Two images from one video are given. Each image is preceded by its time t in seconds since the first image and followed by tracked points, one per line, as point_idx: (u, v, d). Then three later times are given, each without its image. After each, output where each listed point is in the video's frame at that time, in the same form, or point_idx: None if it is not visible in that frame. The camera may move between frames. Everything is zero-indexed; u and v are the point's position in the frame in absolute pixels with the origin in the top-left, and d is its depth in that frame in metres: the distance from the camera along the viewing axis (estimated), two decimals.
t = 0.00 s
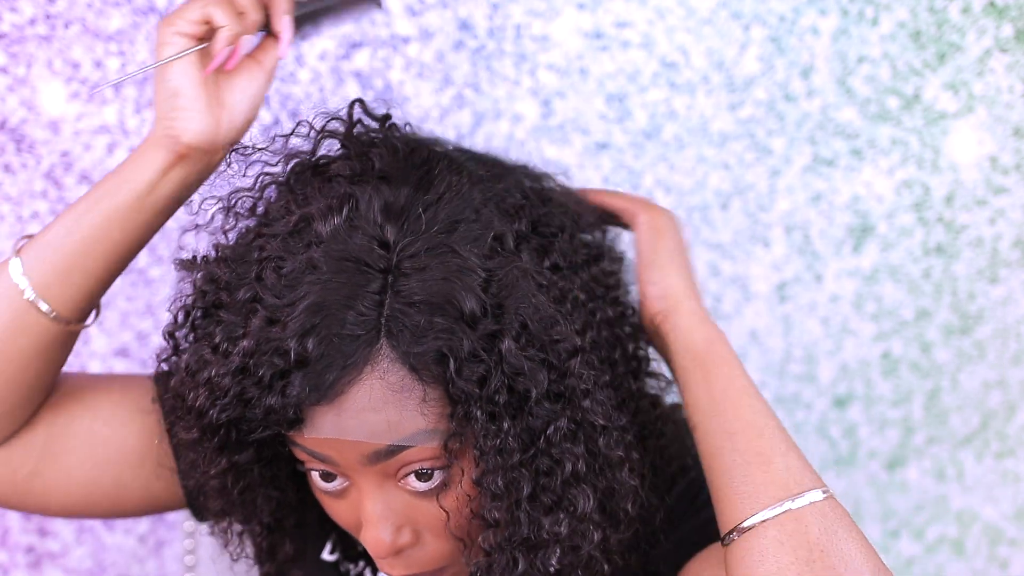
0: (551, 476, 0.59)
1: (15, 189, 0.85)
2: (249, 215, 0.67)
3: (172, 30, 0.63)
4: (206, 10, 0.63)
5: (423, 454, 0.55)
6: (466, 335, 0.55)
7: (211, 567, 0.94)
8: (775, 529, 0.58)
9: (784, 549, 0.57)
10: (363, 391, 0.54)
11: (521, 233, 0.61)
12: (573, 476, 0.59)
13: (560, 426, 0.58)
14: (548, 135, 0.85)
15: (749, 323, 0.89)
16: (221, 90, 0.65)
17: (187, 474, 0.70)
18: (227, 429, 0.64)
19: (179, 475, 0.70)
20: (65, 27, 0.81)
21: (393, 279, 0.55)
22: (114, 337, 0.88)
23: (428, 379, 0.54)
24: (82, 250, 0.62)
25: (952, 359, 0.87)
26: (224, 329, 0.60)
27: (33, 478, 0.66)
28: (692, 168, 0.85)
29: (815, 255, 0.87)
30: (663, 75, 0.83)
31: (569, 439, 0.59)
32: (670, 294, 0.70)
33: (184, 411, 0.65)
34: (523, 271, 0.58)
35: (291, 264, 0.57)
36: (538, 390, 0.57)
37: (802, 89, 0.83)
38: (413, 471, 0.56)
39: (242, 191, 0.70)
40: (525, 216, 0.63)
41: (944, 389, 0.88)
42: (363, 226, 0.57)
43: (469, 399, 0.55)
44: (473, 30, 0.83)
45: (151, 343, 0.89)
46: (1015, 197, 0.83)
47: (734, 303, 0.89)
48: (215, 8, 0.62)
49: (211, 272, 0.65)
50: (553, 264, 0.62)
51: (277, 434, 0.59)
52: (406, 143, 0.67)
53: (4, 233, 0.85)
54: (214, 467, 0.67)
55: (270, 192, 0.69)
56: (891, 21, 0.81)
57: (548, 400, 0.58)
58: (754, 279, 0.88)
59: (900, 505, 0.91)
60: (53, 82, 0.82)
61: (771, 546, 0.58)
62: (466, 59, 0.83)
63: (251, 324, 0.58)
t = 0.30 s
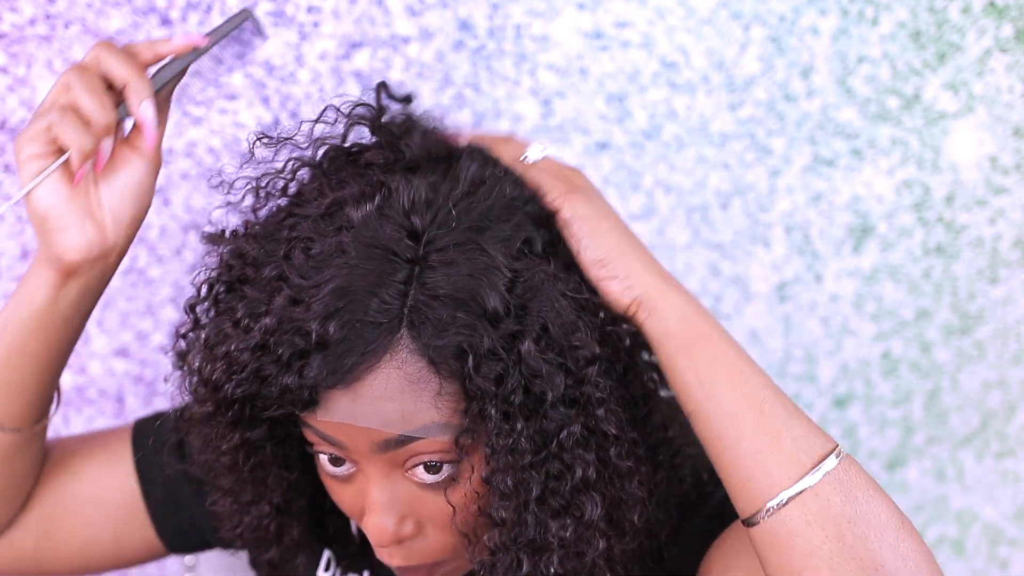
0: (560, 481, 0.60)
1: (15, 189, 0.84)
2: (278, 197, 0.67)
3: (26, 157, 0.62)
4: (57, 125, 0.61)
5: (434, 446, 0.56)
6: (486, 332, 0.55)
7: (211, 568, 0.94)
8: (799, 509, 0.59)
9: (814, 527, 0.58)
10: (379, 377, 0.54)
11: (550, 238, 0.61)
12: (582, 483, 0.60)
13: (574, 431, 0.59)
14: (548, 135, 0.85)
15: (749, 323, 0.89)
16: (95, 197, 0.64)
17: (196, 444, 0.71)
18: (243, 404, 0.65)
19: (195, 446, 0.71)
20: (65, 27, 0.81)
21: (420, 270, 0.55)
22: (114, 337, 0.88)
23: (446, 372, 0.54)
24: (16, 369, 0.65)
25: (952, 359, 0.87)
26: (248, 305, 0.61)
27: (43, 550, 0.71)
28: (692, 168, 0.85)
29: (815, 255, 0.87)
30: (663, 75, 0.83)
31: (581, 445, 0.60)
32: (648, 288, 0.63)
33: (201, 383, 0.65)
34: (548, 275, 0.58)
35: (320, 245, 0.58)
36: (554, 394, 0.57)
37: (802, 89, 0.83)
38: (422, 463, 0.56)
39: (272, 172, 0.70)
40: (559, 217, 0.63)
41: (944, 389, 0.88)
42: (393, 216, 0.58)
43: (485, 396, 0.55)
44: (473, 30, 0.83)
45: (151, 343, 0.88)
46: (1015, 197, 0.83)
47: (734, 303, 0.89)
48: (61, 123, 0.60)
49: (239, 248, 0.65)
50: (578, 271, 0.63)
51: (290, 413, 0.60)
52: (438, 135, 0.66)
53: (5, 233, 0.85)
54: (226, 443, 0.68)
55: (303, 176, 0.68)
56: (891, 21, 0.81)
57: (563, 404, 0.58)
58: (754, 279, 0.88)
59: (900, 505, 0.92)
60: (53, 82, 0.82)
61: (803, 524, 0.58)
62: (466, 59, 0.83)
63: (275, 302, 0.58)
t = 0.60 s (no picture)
0: (546, 474, 0.59)
1: (15, 189, 0.85)
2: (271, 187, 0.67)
3: None
4: None
5: (419, 437, 0.55)
6: (473, 322, 0.55)
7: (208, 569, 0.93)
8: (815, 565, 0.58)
9: None
10: (366, 363, 0.54)
11: (541, 232, 0.61)
12: (567, 477, 0.59)
13: (559, 425, 0.59)
14: (548, 134, 0.85)
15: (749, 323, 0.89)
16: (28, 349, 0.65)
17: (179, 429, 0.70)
18: (229, 388, 0.64)
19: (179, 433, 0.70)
20: (65, 27, 0.81)
21: (409, 259, 0.55)
22: (114, 337, 0.88)
23: (432, 361, 0.54)
24: None
25: (952, 359, 0.87)
26: (236, 290, 0.60)
27: None
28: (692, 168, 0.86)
29: (814, 255, 0.87)
30: (663, 75, 0.83)
31: (567, 440, 0.59)
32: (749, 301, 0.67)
33: (185, 368, 0.65)
34: (539, 269, 0.58)
35: (310, 231, 0.58)
36: (539, 385, 0.57)
37: (802, 89, 0.83)
38: (406, 453, 0.56)
39: (265, 165, 0.70)
40: (554, 213, 0.63)
41: (944, 389, 0.88)
42: (384, 204, 0.58)
43: (471, 386, 0.55)
44: (473, 30, 0.83)
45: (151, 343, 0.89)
46: (1015, 197, 0.83)
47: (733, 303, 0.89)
48: None
49: (229, 235, 0.65)
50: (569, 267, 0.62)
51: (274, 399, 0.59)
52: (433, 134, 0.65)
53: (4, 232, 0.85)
54: (209, 430, 0.66)
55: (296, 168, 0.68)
56: (891, 21, 0.81)
57: (549, 397, 0.58)
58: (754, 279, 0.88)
59: (900, 505, 0.91)
60: (53, 82, 0.82)
61: None
62: (466, 59, 0.83)
63: (263, 286, 0.58)
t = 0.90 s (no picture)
0: (544, 492, 0.58)
1: (15, 189, 0.84)
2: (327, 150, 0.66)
3: None
4: None
5: (413, 426, 0.54)
6: (500, 325, 0.55)
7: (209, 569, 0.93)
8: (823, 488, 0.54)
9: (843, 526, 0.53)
10: (379, 337, 0.54)
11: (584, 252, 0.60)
12: (565, 499, 0.59)
13: (567, 444, 0.58)
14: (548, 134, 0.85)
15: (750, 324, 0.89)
16: None
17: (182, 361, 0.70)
18: (241, 332, 0.63)
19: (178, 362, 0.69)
20: (65, 27, 0.81)
21: (453, 246, 0.55)
22: (114, 337, 0.88)
23: (449, 352, 0.54)
24: None
25: (952, 359, 0.87)
26: (274, 235, 0.60)
27: None
28: (692, 168, 0.85)
29: (815, 255, 0.86)
30: (663, 75, 0.83)
31: (571, 462, 0.59)
32: (636, 249, 0.58)
33: (205, 300, 0.64)
34: (576, 286, 0.58)
35: (364, 193, 0.57)
36: (552, 402, 0.57)
37: (802, 89, 0.83)
38: (396, 441, 0.55)
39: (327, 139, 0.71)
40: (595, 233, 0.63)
41: (944, 389, 0.88)
42: (441, 189, 0.57)
43: (482, 386, 0.55)
44: (473, 30, 0.83)
45: (152, 343, 0.88)
46: (1015, 197, 0.83)
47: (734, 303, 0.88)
48: None
49: (281, 182, 0.64)
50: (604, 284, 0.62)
51: (281, 352, 0.58)
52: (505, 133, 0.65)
53: (4, 233, 0.85)
54: (212, 369, 0.65)
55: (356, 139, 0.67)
56: (891, 21, 0.81)
57: (560, 416, 0.58)
58: (754, 279, 0.88)
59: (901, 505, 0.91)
60: (53, 81, 0.82)
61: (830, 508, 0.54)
62: (466, 59, 0.83)
63: (301, 237, 0.57)
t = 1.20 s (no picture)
0: (532, 475, 0.58)
1: (15, 189, 0.84)
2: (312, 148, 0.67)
3: None
4: None
5: (398, 414, 0.55)
6: (481, 311, 0.55)
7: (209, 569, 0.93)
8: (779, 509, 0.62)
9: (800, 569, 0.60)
10: (362, 325, 0.54)
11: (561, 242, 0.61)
12: (553, 482, 0.59)
13: (553, 427, 0.58)
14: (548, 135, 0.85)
15: (749, 324, 0.89)
16: None
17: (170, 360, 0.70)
18: (225, 327, 0.63)
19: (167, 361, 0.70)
20: (65, 27, 0.81)
21: (431, 233, 0.55)
22: (114, 338, 0.88)
23: (431, 337, 0.54)
24: None
25: (952, 359, 0.87)
26: (255, 228, 0.60)
27: None
28: (692, 168, 0.85)
29: (814, 255, 0.86)
30: (663, 75, 0.83)
31: (557, 445, 0.58)
32: (684, 344, 0.69)
33: (188, 297, 0.64)
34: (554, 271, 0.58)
35: (343, 186, 0.58)
36: (536, 384, 0.57)
37: (802, 89, 0.83)
38: (384, 430, 0.55)
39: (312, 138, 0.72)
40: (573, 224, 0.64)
41: (943, 388, 0.88)
42: (419, 179, 0.58)
43: (465, 369, 0.55)
44: (473, 30, 0.83)
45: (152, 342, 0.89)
46: (1015, 197, 0.83)
47: (734, 303, 0.88)
48: None
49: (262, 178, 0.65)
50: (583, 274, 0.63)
51: (265, 344, 0.59)
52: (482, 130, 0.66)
53: (4, 233, 0.84)
54: (199, 365, 0.66)
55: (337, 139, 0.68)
56: (891, 21, 0.81)
57: (546, 398, 0.58)
58: (754, 279, 0.88)
59: (900, 505, 0.92)
60: (53, 81, 0.82)
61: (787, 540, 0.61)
62: (466, 59, 0.84)
63: (281, 228, 0.58)
